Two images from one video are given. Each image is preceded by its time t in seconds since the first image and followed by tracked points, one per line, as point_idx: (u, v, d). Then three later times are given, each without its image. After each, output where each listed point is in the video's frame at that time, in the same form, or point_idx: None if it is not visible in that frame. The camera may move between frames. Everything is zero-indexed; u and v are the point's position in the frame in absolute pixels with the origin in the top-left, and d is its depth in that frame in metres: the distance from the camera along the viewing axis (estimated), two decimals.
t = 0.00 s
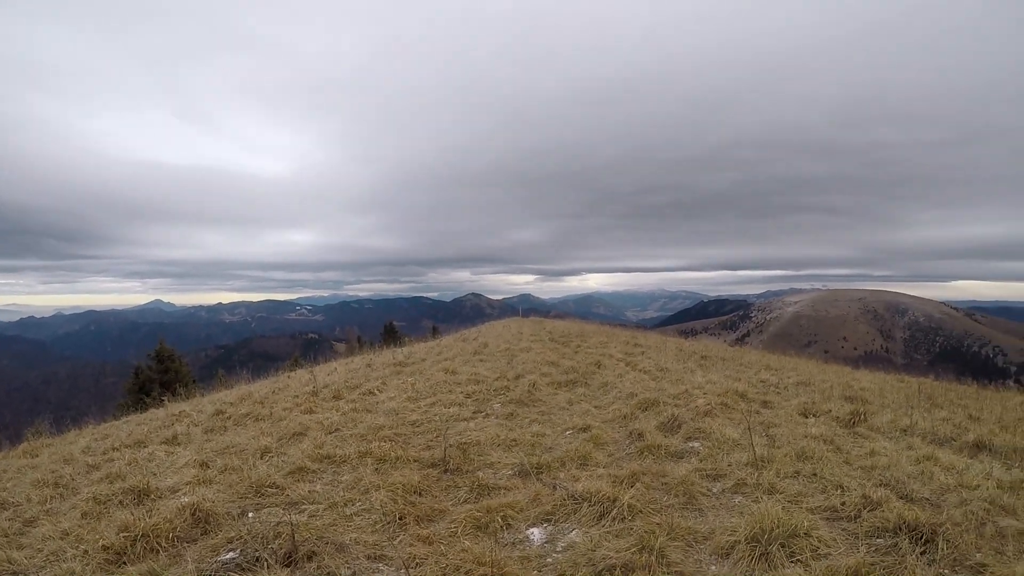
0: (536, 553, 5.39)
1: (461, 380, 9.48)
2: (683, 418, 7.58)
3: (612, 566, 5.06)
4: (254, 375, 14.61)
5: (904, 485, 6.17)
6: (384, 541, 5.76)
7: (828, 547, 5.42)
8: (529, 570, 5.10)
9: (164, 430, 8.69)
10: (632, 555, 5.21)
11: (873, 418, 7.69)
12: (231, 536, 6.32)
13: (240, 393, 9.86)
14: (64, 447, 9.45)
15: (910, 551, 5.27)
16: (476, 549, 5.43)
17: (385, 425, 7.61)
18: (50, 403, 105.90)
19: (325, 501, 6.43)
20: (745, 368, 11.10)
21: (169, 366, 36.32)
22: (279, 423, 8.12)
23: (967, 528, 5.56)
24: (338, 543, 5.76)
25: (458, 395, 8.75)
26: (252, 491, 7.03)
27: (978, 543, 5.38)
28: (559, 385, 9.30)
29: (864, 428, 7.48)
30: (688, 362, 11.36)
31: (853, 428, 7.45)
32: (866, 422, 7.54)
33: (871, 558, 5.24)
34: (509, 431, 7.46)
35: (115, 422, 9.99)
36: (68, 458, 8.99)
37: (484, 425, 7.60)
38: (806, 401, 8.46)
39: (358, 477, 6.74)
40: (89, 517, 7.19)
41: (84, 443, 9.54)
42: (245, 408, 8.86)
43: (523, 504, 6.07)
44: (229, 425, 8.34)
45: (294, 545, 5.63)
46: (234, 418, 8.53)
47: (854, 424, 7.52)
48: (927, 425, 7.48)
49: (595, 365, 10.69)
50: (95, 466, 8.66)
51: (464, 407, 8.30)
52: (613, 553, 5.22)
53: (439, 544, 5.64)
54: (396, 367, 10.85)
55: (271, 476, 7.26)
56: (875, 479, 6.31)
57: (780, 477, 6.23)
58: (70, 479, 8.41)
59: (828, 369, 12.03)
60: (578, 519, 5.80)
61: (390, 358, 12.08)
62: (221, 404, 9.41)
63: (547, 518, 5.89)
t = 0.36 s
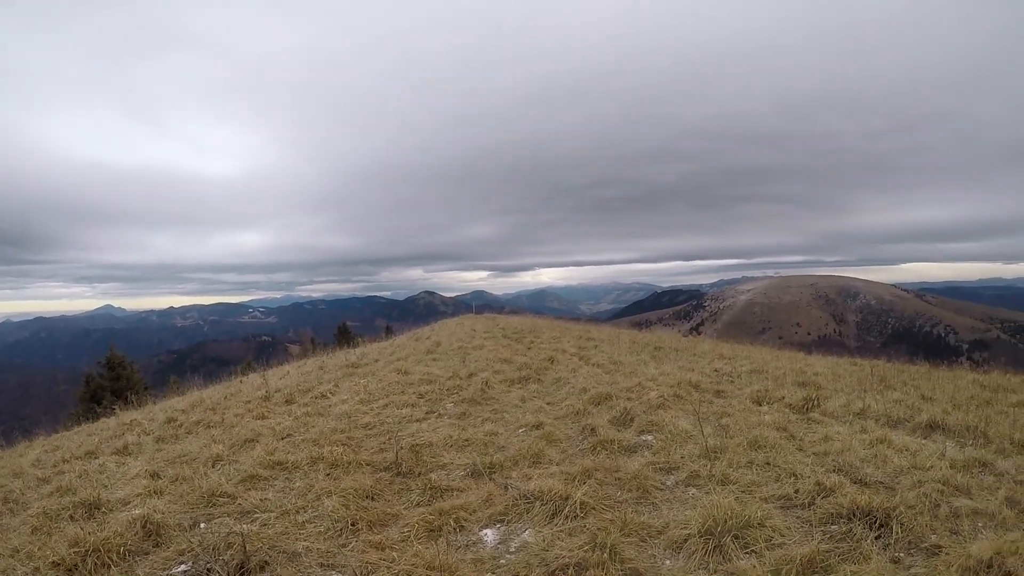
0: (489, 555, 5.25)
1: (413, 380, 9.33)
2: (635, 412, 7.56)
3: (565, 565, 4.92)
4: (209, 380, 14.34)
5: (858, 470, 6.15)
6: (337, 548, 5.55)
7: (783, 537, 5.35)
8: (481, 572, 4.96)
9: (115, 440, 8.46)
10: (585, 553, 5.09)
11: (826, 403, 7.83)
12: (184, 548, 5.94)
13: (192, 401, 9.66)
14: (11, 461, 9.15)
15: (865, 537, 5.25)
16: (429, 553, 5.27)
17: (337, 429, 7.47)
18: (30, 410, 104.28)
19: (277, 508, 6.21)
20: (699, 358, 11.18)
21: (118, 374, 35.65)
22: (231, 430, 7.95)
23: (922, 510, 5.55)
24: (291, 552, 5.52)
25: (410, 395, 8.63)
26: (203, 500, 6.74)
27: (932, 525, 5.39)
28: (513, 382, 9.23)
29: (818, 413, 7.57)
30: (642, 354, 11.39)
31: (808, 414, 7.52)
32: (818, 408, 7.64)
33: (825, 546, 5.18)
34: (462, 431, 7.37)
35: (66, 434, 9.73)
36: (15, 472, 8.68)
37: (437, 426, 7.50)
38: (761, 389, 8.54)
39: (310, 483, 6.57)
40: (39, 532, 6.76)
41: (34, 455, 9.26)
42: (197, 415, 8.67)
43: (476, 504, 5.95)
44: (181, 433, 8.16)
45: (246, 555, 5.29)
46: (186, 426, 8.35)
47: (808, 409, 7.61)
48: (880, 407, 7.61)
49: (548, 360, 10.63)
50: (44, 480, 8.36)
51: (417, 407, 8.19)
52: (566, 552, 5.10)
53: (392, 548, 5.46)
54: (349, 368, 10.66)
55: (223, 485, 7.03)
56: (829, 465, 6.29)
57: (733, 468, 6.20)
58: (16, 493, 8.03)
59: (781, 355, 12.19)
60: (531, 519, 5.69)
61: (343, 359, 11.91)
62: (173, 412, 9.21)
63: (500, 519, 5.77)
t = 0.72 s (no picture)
0: (450, 562, 5.13)
1: (381, 384, 9.24)
2: (602, 414, 7.53)
3: (526, 572, 4.81)
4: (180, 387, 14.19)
5: (825, 471, 6.11)
6: (297, 556, 5.40)
7: (748, 541, 5.26)
8: None
9: (81, 448, 8.34)
10: (546, 560, 4.98)
11: (794, 403, 7.94)
12: (145, 558, 5.64)
13: (159, 408, 9.54)
14: None
15: (831, 540, 5.18)
16: (390, 560, 5.15)
17: (302, 434, 7.37)
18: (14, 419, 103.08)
19: (239, 516, 6.06)
20: (668, 358, 11.24)
21: (89, 381, 35.81)
22: (197, 436, 7.84)
23: (890, 513, 5.49)
24: (251, 560, 5.34)
25: (377, 399, 8.54)
26: (166, 509, 6.51)
27: (901, 527, 5.34)
28: (481, 385, 9.19)
29: (787, 413, 7.67)
30: (612, 355, 11.42)
31: (778, 414, 7.61)
32: (787, 408, 7.74)
33: (791, 550, 5.10)
34: (428, 435, 7.30)
35: (31, 442, 9.59)
36: None
37: (403, 430, 7.43)
38: (730, 389, 8.65)
39: (272, 490, 6.45)
40: None
41: None
42: (164, 422, 8.58)
43: (438, 511, 5.85)
44: (147, 440, 8.06)
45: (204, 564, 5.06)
46: (153, 433, 8.27)
47: (776, 410, 7.70)
48: (849, 407, 7.71)
49: (516, 362, 10.60)
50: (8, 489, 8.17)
51: (383, 412, 8.11)
52: (527, 558, 4.98)
53: (353, 555, 5.33)
54: (317, 372, 10.54)
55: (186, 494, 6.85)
56: (796, 467, 6.26)
57: (698, 471, 6.15)
58: None
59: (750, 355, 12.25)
60: (493, 525, 5.59)
61: (312, 363, 11.81)
62: (141, 418, 9.12)
63: (462, 525, 5.67)
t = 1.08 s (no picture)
0: (411, 564, 5.04)
1: (350, 383, 9.16)
2: (570, 415, 7.50)
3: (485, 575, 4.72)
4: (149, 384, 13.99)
5: (793, 475, 6.10)
6: (256, 556, 5.28)
7: (712, 545, 5.20)
8: None
9: (46, 446, 8.19)
10: (507, 563, 4.89)
11: (763, 405, 7.97)
12: (105, 557, 5.44)
13: (127, 405, 9.43)
14: None
15: (796, 546, 5.12)
16: (349, 561, 5.06)
17: (268, 433, 7.28)
18: None
19: (201, 515, 5.95)
20: (639, 359, 11.27)
21: (56, 378, 35.69)
22: (163, 434, 7.73)
23: (857, 518, 5.44)
24: (210, 560, 5.21)
25: (344, 398, 8.45)
26: (129, 507, 6.34)
27: (868, 532, 5.30)
28: (451, 384, 9.12)
29: (757, 415, 7.71)
30: (583, 355, 11.41)
31: (748, 416, 7.66)
32: (756, 410, 7.77)
33: (755, 554, 5.05)
34: (394, 435, 7.24)
35: None
36: None
37: (369, 429, 7.36)
38: (700, 391, 8.69)
39: (235, 489, 6.36)
40: None
41: None
42: (131, 420, 8.48)
43: (401, 512, 5.78)
44: (114, 438, 7.96)
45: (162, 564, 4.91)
46: (119, 431, 8.16)
47: (746, 411, 7.73)
48: (818, 409, 7.79)
49: (487, 361, 10.56)
50: None
51: (351, 410, 8.03)
52: (487, 561, 4.91)
53: (313, 555, 5.23)
54: (286, 370, 10.42)
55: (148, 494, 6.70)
56: (764, 471, 6.23)
57: (664, 473, 6.12)
58: None
59: (722, 356, 12.26)
60: (455, 527, 5.53)
61: (283, 361, 11.71)
62: (109, 416, 9.02)
63: (425, 526, 5.60)
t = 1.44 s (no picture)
0: (391, 567, 4.99)
1: (336, 384, 9.13)
2: (555, 420, 7.48)
3: None
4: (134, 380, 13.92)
5: (778, 484, 6.07)
6: (235, 557, 5.22)
7: (695, 554, 5.16)
8: None
9: (28, 440, 8.12)
10: (487, 568, 4.84)
11: (749, 412, 7.94)
12: (85, 553, 5.33)
13: (112, 402, 9.39)
14: None
15: (779, 555, 5.07)
16: (328, 563, 5.01)
17: (252, 432, 7.24)
18: None
19: (183, 514, 5.89)
20: (626, 364, 11.25)
21: (44, 372, 35.66)
22: (147, 431, 7.68)
23: (843, 529, 5.39)
24: (189, 560, 5.15)
25: (329, 399, 8.41)
26: (110, 503, 6.25)
27: (853, 543, 5.24)
28: (436, 387, 9.09)
29: (743, 422, 7.68)
30: (570, 360, 11.40)
31: (734, 423, 7.62)
32: (742, 417, 7.74)
33: (738, 563, 5.01)
34: (378, 437, 7.21)
35: None
36: None
37: (353, 431, 7.33)
38: (686, 397, 8.67)
39: (217, 489, 6.31)
40: None
41: None
42: (116, 416, 8.44)
43: (383, 515, 5.75)
44: (98, 434, 7.91)
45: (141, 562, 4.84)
46: (104, 427, 8.12)
47: (732, 419, 7.70)
48: (805, 417, 7.77)
49: (474, 364, 10.54)
50: None
51: (336, 412, 8.00)
52: (467, 566, 4.86)
53: (292, 557, 5.18)
54: (271, 370, 10.37)
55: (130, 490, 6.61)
56: (748, 479, 6.20)
57: (648, 481, 6.09)
58: None
59: (709, 362, 12.22)
60: (436, 531, 5.48)
61: (270, 360, 11.67)
62: (93, 411, 8.98)
63: (406, 530, 5.55)
